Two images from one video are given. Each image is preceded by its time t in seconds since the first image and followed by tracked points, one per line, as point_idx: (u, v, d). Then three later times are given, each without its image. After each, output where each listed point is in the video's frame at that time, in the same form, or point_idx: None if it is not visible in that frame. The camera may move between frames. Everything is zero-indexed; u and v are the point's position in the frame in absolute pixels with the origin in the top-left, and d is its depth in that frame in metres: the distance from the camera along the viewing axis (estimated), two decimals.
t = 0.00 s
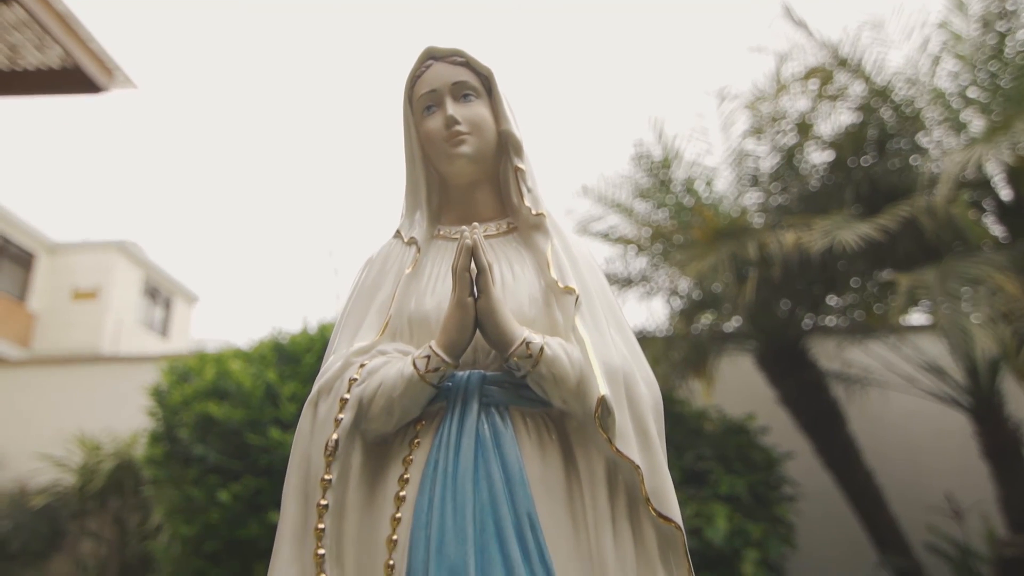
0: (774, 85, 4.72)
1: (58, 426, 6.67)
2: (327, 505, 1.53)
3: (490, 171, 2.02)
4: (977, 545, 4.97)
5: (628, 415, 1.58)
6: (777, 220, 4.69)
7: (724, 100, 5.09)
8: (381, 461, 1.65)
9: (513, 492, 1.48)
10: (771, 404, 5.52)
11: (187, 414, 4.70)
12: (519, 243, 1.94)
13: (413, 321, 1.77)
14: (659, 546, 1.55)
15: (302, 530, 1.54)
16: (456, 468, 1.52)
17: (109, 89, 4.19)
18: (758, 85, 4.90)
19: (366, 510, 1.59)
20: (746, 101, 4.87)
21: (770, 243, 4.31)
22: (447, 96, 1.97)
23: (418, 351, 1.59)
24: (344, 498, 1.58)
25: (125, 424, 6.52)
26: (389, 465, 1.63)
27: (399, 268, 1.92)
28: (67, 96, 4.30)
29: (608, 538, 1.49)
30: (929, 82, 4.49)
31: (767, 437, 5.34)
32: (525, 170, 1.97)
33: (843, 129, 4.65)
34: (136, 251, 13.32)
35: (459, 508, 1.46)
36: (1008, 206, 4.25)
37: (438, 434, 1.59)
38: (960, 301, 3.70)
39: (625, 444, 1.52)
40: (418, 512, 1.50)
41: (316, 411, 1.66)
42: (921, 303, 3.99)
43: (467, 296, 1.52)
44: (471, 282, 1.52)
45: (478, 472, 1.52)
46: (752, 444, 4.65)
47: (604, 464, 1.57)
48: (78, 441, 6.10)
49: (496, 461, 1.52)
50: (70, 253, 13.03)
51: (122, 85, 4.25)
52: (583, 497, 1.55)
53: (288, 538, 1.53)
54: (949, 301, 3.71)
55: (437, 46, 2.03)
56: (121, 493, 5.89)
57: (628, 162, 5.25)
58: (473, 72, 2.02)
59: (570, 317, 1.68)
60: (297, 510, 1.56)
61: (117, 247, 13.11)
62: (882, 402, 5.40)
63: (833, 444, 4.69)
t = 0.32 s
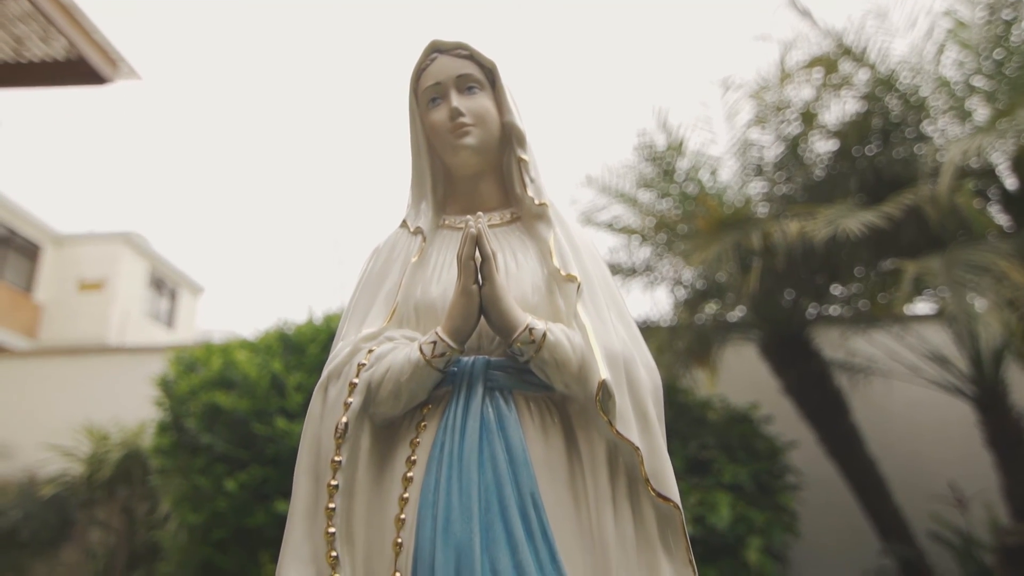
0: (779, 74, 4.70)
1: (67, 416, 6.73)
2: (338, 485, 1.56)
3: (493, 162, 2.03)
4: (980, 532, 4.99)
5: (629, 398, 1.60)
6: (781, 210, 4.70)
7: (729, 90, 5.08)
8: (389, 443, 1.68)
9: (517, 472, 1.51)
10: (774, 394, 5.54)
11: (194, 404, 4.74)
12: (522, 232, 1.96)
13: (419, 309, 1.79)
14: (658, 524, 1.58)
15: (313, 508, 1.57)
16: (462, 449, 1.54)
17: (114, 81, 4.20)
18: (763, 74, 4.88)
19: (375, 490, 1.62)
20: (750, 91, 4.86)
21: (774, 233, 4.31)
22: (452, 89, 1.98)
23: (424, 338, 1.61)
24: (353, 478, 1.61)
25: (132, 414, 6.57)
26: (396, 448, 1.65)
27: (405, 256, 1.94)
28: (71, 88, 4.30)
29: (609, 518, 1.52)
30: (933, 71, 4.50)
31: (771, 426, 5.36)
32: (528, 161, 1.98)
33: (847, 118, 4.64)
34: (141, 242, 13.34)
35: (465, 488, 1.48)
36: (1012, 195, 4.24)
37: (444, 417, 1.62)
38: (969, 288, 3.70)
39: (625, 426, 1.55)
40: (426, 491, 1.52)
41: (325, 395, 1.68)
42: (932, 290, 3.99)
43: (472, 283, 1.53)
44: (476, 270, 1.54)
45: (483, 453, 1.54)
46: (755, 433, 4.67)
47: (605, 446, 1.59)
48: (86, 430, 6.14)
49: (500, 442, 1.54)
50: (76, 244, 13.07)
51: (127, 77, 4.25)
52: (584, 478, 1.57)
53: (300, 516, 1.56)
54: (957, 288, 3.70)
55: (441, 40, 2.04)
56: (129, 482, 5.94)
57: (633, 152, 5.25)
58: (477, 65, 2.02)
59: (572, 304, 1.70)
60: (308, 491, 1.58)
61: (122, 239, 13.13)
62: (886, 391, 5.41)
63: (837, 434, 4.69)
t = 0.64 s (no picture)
0: (781, 62, 4.69)
1: (71, 406, 6.77)
2: (344, 460, 1.59)
3: (495, 149, 2.04)
4: (979, 520, 5.02)
5: (626, 377, 1.63)
6: (783, 198, 4.70)
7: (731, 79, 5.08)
8: (394, 421, 1.70)
9: (518, 448, 1.53)
10: (775, 382, 5.57)
11: (199, 393, 4.77)
12: (523, 217, 1.97)
13: (423, 292, 1.81)
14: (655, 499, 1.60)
15: (320, 483, 1.60)
16: (465, 427, 1.57)
17: (117, 71, 4.21)
18: (765, 63, 4.87)
19: (380, 467, 1.64)
20: (752, 79, 4.85)
21: (775, 222, 4.31)
22: (454, 77, 1.99)
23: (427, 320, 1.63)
24: (360, 454, 1.63)
25: (137, 403, 6.61)
26: (401, 426, 1.68)
27: (409, 240, 1.96)
28: (74, 77, 4.31)
29: (608, 495, 1.54)
30: (936, 59, 4.49)
31: (772, 414, 5.39)
32: (529, 148, 1.99)
33: (849, 106, 4.63)
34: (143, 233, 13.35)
35: (467, 464, 1.51)
36: (1014, 184, 4.24)
37: (446, 397, 1.64)
38: (970, 276, 3.71)
39: (622, 404, 1.57)
40: (429, 467, 1.55)
41: (333, 374, 1.71)
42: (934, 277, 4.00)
43: (474, 266, 1.55)
44: (477, 252, 1.56)
45: (485, 430, 1.56)
46: (757, 421, 4.69)
47: (603, 424, 1.61)
48: (90, 420, 6.19)
49: (501, 420, 1.56)
50: (78, 234, 13.10)
51: (129, 67, 4.26)
52: (583, 456, 1.59)
53: (308, 491, 1.58)
54: (960, 276, 3.71)
55: (443, 29, 2.04)
56: (134, 471, 5.98)
57: (635, 141, 5.25)
58: (479, 54, 2.03)
59: (571, 287, 1.72)
60: (316, 466, 1.61)
61: (124, 229, 13.14)
62: (887, 379, 5.43)
63: (838, 423, 4.72)
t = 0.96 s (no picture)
0: (784, 53, 4.69)
1: (76, 399, 6.81)
2: (352, 443, 1.61)
3: (497, 142, 2.06)
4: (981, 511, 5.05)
5: (625, 362, 1.64)
6: (786, 190, 4.69)
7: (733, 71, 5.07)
8: (399, 405, 1.72)
9: (521, 431, 1.55)
10: (777, 374, 5.59)
11: (204, 386, 4.81)
12: (525, 208, 1.99)
13: (427, 281, 1.83)
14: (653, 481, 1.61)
15: (329, 465, 1.63)
16: (469, 411, 1.59)
17: (120, 65, 4.22)
18: (767, 54, 4.86)
19: (386, 449, 1.66)
20: (754, 71, 4.85)
21: (777, 214, 4.32)
22: (457, 71, 2.01)
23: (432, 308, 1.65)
24: (367, 437, 1.66)
25: (141, 397, 6.65)
26: (406, 410, 1.70)
27: (414, 231, 1.98)
28: (77, 72, 4.32)
29: (608, 477, 1.56)
30: (939, 51, 4.49)
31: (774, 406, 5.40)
32: (531, 140, 2.01)
33: (852, 98, 4.63)
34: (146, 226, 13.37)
35: (471, 447, 1.54)
36: (1017, 174, 4.25)
37: (450, 382, 1.66)
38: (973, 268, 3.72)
39: (622, 389, 1.59)
40: (434, 450, 1.57)
41: (340, 360, 1.73)
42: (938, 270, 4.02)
43: (477, 255, 1.57)
44: (480, 241, 1.57)
45: (488, 414, 1.58)
46: (759, 413, 4.71)
47: (603, 408, 1.63)
48: (95, 412, 6.22)
49: (504, 404, 1.58)
50: (81, 227, 13.12)
51: (132, 61, 4.27)
52: (584, 440, 1.61)
53: (317, 473, 1.61)
54: (963, 267, 3.72)
55: (447, 23, 2.05)
56: (139, 463, 6.02)
57: (637, 134, 5.25)
58: (481, 47, 2.04)
59: (571, 275, 1.74)
60: (325, 449, 1.64)
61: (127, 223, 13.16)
62: (889, 370, 5.45)
63: (840, 415, 4.73)
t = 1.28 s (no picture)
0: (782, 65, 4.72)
1: (76, 408, 6.81)
2: (355, 452, 1.62)
3: (496, 156, 2.08)
4: (980, 521, 5.05)
5: (620, 372, 1.66)
6: (784, 200, 4.71)
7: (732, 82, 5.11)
8: (400, 414, 1.74)
9: (519, 439, 1.57)
10: (777, 384, 5.59)
11: (203, 394, 4.81)
12: (523, 222, 2.01)
13: (428, 293, 1.85)
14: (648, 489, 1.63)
15: (331, 473, 1.64)
16: (468, 419, 1.60)
17: (123, 74, 4.25)
18: (766, 65, 4.90)
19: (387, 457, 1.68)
20: (754, 82, 4.88)
21: (776, 224, 4.34)
22: (458, 87, 2.03)
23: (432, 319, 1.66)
24: (369, 445, 1.67)
25: (141, 405, 6.66)
26: (406, 418, 1.71)
27: (416, 243, 2.00)
28: (80, 81, 4.35)
29: (605, 485, 1.57)
30: (937, 62, 4.53)
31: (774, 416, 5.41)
32: (530, 155, 2.03)
33: (850, 109, 4.65)
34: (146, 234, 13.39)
35: (470, 455, 1.55)
36: (1015, 185, 4.27)
37: (450, 392, 1.67)
38: (969, 280, 3.74)
39: (618, 399, 1.60)
40: (433, 459, 1.58)
41: (343, 370, 1.74)
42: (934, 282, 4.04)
43: (477, 268, 1.59)
44: (480, 255, 1.59)
45: (487, 421, 1.60)
46: (758, 423, 4.72)
47: (600, 417, 1.64)
48: (95, 420, 6.23)
49: (503, 413, 1.60)
50: (82, 235, 13.14)
51: (135, 71, 4.30)
52: (581, 448, 1.63)
53: (320, 480, 1.62)
54: (960, 279, 3.74)
55: (449, 41, 2.07)
56: (138, 472, 6.02)
57: (637, 144, 5.27)
58: (482, 65, 2.06)
59: (569, 288, 1.76)
60: (328, 456, 1.65)
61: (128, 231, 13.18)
62: (889, 380, 5.45)
63: (839, 424, 4.74)
